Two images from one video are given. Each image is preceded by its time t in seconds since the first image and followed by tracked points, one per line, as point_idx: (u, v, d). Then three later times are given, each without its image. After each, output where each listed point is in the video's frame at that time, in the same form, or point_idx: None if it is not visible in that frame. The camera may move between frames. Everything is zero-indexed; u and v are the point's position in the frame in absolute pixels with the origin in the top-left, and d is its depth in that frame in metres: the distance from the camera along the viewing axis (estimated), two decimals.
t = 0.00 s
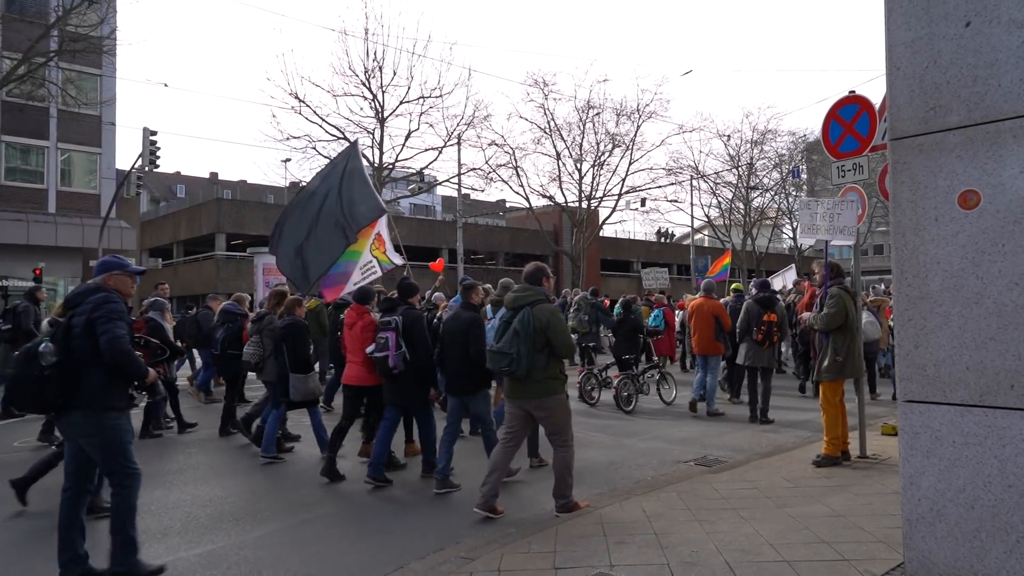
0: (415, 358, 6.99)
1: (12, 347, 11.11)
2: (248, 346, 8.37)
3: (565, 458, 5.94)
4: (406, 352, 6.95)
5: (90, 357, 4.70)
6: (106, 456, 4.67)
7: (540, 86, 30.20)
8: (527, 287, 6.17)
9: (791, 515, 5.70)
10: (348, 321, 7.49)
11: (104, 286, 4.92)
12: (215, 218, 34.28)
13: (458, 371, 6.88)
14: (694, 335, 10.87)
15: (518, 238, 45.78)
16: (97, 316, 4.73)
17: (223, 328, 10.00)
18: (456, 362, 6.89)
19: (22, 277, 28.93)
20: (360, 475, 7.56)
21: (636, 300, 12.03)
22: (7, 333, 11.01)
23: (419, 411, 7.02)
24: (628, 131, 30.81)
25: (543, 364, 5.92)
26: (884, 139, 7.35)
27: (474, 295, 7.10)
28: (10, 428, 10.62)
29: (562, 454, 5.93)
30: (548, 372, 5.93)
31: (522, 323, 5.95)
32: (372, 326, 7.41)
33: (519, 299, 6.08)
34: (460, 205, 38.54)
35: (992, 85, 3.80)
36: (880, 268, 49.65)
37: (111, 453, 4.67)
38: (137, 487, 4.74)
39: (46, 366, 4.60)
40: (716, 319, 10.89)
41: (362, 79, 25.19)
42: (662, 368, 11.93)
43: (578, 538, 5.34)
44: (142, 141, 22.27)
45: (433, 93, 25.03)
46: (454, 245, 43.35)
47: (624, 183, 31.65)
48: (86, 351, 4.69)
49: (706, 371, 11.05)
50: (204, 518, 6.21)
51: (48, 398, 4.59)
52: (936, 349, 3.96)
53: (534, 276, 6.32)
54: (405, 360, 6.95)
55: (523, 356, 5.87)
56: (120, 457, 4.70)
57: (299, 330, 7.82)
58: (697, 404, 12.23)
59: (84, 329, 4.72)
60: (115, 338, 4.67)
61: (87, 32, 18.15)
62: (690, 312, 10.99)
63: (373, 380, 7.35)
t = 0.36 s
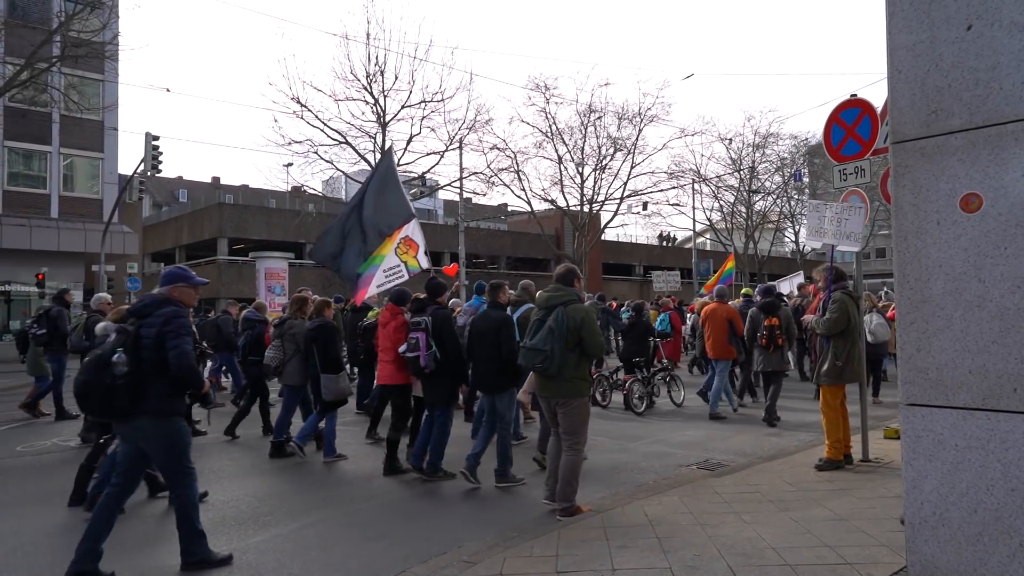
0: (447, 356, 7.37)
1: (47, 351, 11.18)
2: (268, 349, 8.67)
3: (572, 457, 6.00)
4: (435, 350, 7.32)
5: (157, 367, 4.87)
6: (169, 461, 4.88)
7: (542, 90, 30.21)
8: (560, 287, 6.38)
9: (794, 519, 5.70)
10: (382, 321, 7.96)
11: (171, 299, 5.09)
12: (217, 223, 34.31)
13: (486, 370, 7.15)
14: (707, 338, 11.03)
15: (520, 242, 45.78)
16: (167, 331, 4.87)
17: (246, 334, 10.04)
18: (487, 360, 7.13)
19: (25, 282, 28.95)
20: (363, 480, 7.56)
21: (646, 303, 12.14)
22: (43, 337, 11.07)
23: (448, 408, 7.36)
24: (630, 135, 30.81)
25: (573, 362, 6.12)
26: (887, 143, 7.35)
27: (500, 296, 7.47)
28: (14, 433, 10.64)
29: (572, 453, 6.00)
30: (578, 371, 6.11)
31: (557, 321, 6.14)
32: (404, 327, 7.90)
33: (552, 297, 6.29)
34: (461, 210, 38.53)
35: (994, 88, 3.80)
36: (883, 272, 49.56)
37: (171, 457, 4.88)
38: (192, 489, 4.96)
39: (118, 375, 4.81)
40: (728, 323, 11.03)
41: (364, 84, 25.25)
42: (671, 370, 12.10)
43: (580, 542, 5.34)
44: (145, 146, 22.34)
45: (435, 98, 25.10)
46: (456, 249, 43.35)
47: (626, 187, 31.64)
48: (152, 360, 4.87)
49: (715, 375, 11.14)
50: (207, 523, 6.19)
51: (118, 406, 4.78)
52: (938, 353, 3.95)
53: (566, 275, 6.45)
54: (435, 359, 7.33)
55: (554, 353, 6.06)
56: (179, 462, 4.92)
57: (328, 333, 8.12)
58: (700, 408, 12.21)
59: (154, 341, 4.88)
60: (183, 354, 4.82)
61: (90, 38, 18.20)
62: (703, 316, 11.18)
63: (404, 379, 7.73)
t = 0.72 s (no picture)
0: (468, 356, 7.41)
1: (69, 351, 11.25)
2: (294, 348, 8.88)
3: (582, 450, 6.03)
4: (455, 351, 7.37)
5: (209, 364, 5.08)
6: (208, 452, 5.05)
7: (542, 91, 30.20)
8: (576, 290, 6.43)
9: (794, 519, 5.69)
10: (406, 325, 8.08)
11: (217, 294, 5.25)
12: (218, 223, 34.34)
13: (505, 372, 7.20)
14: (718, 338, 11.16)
15: (521, 242, 45.81)
16: (218, 327, 5.07)
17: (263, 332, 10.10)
18: (506, 361, 7.28)
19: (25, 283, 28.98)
20: (363, 480, 7.55)
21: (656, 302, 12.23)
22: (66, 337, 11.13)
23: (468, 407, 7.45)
24: (630, 135, 30.78)
25: (591, 363, 6.17)
26: (886, 141, 7.35)
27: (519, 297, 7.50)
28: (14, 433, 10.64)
29: (581, 447, 6.03)
30: (596, 372, 6.17)
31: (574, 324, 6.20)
32: (428, 329, 8.01)
33: (569, 301, 6.35)
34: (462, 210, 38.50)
35: (993, 87, 3.80)
36: (884, 271, 49.46)
37: (214, 449, 5.06)
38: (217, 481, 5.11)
39: (172, 373, 4.99)
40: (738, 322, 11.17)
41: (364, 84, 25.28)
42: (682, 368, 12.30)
43: (580, 542, 5.34)
44: (145, 147, 22.35)
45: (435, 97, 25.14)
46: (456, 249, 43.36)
47: (627, 186, 31.62)
48: (205, 355, 5.06)
49: (733, 372, 11.33)
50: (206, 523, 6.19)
51: (172, 403, 5.00)
52: (938, 351, 3.95)
53: (581, 280, 6.54)
54: (455, 360, 7.37)
55: (574, 355, 6.12)
56: (218, 454, 5.10)
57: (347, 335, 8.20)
58: (701, 407, 12.21)
59: (205, 339, 5.07)
60: (236, 351, 5.03)
61: (90, 38, 18.21)
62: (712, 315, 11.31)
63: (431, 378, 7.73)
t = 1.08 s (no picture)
0: (489, 357, 7.62)
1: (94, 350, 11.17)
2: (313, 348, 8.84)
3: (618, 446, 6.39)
4: (477, 350, 7.59)
5: (249, 368, 5.16)
6: (240, 453, 5.10)
7: (542, 92, 30.22)
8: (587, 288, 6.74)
9: (795, 520, 5.68)
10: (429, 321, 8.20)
11: (261, 303, 5.34)
12: (218, 224, 34.37)
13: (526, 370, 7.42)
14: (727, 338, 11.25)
15: (521, 243, 45.84)
16: (257, 333, 5.14)
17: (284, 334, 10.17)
18: (527, 360, 7.44)
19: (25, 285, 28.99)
20: (364, 481, 7.54)
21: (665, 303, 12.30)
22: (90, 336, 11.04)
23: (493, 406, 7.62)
24: (631, 136, 30.79)
25: (605, 358, 6.49)
26: (886, 143, 7.35)
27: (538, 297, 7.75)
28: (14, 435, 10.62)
29: (617, 439, 6.39)
30: (610, 366, 6.48)
31: (586, 321, 6.52)
32: (450, 327, 8.11)
33: (580, 300, 6.66)
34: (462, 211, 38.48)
35: (992, 89, 3.80)
36: (884, 272, 49.45)
37: (244, 449, 5.11)
38: (239, 487, 5.11)
39: (214, 377, 5.12)
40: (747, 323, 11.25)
41: (365, 85, 25.29)
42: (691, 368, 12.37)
43: (581, 544, 5.33)
44: (145, 149, 22.36)
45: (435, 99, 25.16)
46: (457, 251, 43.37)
47: (627, 188, 31.63)
48: (245, 360, 5.14)
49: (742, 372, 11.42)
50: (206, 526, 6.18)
51: (213, 404, 5.12)
52: (939, 352, 3.95)
53: (591, 279, 6.87)
54: (477, 358, 7.61)
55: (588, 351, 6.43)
56: (244, 456, 5.13)
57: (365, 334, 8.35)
58: (702, 408, 12.21)
59: (245, 343, 5.15)
60: (273, 356, 5.09)
61: (90, 41, 18.22)
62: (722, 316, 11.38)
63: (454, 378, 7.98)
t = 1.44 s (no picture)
0: (509, 357, 7.72)
1: (115, 351, 11.21)
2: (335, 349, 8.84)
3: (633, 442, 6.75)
4: (498, 350, 7.70)
5: (290, 359, 5.42)
6: (304, 439, 5.43)
7: (542, 94, 30.24)
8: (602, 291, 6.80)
9: (795, 521, 5.69)
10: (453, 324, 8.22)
11: (299, 298, 5.58)
12: (219, 226, 34.40)
13: (543, 370, 7.55)
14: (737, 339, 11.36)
15: (521, 245, 45.84)
16: (296, 323, 5.41)
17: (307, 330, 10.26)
18: (545, 361, 7.56)
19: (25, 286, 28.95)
20: (365, 483, 7.54)
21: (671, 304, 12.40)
22: (111, 337, 11.12)
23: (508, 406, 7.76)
24: (631, 137, 30.80)
25: (619, 358, 6.59)
26: (886, 144, 7.35)
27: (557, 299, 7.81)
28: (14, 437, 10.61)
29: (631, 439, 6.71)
30: (623, 366, 6.59)
31: (603, 322, 6.59)
32: (474, 329, 8.12)
33: (597, 301, 6.72)
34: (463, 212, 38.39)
35: (993, 89, 3.80)
36: (883, 273, 49.48)
37: (307, 438, 5.43)
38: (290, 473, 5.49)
39: (259, 367, 5.34)
40: (757, 323, 11.34)
41: (365, 86, 25.27)
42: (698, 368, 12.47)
43: (581, 545, 5.33)
44: (145, 150, 22.35)
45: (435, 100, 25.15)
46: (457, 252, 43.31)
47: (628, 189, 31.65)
48: (286, 351, 5.40)
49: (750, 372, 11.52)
50: (207, 527, 6.17)
51: (262, 393, 5.37)
52: (940, 353, 3.95)
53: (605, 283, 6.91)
54: (497, 359, 7.69)
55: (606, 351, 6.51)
56: (316, 441, 5.46)
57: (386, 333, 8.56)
58: (704, 408, 12.20)
59: (287, 334, 5.42)
60: (311, 345, 5.36)
61: (90, 42, 18.19)
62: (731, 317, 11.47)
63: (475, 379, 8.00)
